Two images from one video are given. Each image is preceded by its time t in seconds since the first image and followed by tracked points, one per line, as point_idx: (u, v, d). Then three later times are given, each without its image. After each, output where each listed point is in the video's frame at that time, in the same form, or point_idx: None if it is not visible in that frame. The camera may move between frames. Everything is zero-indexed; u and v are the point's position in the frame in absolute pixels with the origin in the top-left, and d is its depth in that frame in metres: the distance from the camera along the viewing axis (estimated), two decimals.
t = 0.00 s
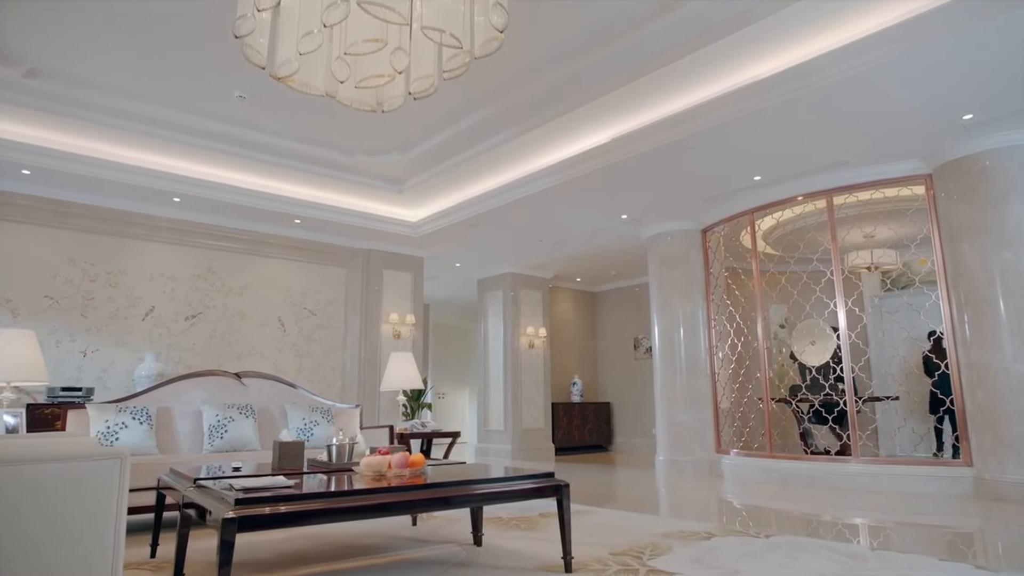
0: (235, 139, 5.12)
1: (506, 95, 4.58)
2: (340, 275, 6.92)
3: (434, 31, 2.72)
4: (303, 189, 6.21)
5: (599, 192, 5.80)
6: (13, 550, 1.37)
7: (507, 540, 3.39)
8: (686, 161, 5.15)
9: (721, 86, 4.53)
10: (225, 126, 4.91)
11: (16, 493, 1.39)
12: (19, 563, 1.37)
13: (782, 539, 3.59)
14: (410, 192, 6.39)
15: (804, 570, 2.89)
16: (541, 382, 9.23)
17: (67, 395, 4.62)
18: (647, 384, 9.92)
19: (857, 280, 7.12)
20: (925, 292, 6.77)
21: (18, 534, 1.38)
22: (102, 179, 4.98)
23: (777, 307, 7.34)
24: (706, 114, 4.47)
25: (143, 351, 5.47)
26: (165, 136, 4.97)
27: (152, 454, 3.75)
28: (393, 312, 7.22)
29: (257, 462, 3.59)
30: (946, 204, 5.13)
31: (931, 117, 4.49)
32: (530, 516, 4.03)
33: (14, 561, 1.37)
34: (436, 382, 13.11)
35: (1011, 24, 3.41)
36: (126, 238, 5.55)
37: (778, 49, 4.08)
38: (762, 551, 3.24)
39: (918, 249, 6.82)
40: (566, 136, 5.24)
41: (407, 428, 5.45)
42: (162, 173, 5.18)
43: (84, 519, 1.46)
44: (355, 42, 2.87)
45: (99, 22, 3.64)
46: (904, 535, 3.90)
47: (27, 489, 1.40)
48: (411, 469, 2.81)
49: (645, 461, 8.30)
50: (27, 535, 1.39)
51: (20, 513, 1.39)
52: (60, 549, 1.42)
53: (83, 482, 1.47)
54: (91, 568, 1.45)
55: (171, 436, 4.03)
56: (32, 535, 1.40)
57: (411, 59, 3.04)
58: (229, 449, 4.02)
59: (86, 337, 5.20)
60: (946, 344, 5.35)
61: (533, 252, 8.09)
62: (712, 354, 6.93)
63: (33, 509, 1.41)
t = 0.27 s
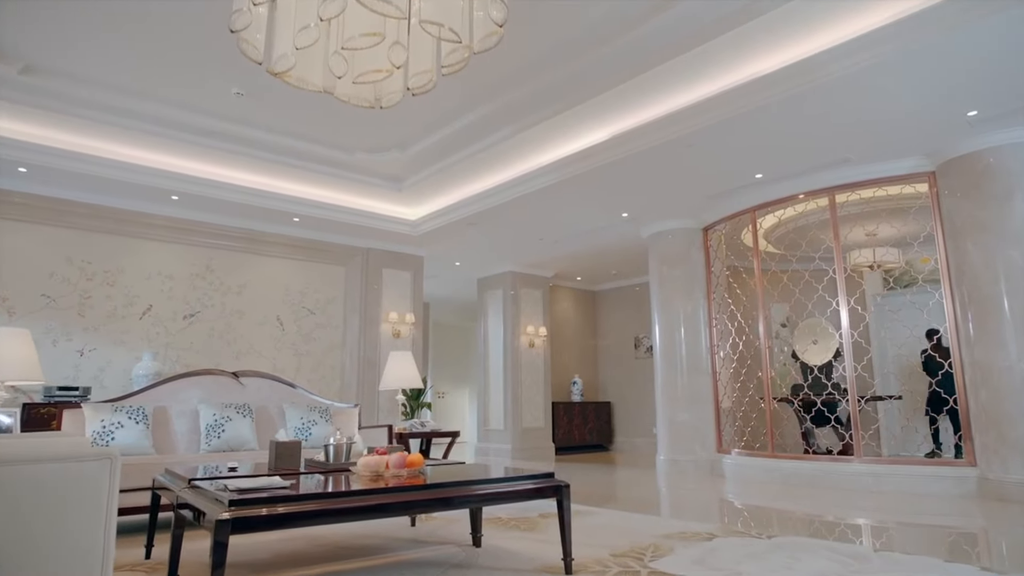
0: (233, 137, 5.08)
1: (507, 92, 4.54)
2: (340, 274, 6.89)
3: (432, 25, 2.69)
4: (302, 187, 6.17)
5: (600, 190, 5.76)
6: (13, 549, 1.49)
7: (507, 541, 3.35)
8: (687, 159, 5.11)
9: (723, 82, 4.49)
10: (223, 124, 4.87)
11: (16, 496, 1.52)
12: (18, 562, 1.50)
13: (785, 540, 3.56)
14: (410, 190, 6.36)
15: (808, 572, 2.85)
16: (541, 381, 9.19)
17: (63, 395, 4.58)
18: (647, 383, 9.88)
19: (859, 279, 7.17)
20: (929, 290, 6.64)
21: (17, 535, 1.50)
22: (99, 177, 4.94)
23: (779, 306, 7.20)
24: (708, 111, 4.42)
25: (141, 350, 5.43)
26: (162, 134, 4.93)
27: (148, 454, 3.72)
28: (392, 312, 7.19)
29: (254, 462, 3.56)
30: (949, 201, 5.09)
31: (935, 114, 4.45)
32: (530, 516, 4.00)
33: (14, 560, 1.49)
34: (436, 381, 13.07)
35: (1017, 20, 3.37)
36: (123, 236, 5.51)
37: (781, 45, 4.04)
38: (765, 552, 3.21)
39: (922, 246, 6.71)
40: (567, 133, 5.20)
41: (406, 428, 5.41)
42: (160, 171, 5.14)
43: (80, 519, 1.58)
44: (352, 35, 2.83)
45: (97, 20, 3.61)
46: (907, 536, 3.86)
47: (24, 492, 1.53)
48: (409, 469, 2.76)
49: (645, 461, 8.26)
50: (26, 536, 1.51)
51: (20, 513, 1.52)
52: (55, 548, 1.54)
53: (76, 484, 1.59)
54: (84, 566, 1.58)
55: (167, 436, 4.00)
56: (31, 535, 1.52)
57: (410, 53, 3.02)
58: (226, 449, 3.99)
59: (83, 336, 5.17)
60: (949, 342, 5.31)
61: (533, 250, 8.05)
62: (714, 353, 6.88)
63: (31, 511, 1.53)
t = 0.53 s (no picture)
0: (231, 134, 5.05)
1: (506, 89, 4.50)
2: (339, 272, 6.86)
3: (430, 19, 2.65)
4: (301, 185, 6.14)
5: (600, 188, 5.72)
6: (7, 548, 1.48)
7: (506, 542, 3.32)
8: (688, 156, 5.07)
9: (725, 79, 4.44)
10: (221, 122, 4.83)
11: (10, 495, 1.50)
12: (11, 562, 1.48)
13: (787, 541, 3.52)
14: (409, 188, 6.32)
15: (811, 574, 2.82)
16: (541, 380, 9.16)
17: (60, 394, 4.56)
18: (648, 382, 9.84)
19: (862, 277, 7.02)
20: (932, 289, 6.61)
21: (10, 534, 1.49)
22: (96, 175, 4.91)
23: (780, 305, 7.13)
24: (710, 108, 4.38)
25: (139, 349, 5.40)
26: (159, 132, 4.90)
27: (144, 454, 3.69)
28: (391, 311, 7.15)
29: (251, 462, 3.53)
30: (953, 199, 5.05)
31: (939, 111, 4.41)
32: (530, 517, 3.97)
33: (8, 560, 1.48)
34: (436, 380, 13.05)
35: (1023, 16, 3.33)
36: (121, 234, 5.48)
37: (784, 41, 3.99)
38: (767, 554, 3.18)
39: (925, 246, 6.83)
40: (567, 131, 5.16)
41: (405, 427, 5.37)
42: (157, 169, 5.11)
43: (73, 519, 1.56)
44: (349, 30, 2.79)
45: (94, 17, 3.58)
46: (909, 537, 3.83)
47: (17, 491, 1.51)
48: (407, 469, 2.74)
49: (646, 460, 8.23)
50: (20, 535, 1.50)
51: (14, 513, 1.50)
52: (49, 548, 1.52)
53: (69, 484, 1.57)
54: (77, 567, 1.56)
55: (163, 435, 3.97)
56: (25, 535, 1.50)
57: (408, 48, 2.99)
58: (223, 449, 3.96)
59: (80, 335, 5.14)
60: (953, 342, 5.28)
61: (533, 249, 8.01)
62: (715, 352, 6.84)
63: (24, 511, 1.51)
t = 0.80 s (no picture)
0: (230, 132, 5.02)
1: (506, 87, 4.47)
2: (338, 271, 6.84)
3: (430, 14, 2.63)
4: (300, 184, 6.11)
5: (600, 186, 5.69)
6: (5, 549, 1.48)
7: (506, 543, 3.29)
8: (689, 154, 5.04)
9: (727, 76, 4.41)
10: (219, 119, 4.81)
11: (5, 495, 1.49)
12: (9, 563, 1.48)
13: (789, 542, 3.49)
14: (409, 187, 6.29)
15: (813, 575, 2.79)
16: (542, 379, 9.13)
17: (58, 393, 4.54)
18: (649, 382, 9.81)
19: (863, 275, 6.92)
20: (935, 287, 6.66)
21: (7, 535, 1.48)
22: (94, 172, 4.88)
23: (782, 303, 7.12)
24: (710, 105, 4.35)
25: (137, 348, 5.38)
26: (157, 130, 4.87)
27: (141, 454, 3.66)
28: (391, 309, 7.13)
29: (249, 461, 3.50)
30: (956, 198, 5.02)
31: (942, 108, 4.38)
32: (530, 517, 3.94)
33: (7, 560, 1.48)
34: (436, 379, 13.03)
35: None
36: (118, 233, 5.45)
37: (785, 38, 3.96)
38: (769, 554, 3.15)
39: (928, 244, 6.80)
40: (567, 128, 5.13)
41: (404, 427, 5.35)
42: (155, 167, 5.08)
43: (70, 518, 1.56)
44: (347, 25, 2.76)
45: (92, 14, 3.56)
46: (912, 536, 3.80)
47: (13, 491, 1.50)
48: (405, 469, 2.71)
49: (647, 460, 8.21)
50: (17, 535, 1.50)
51: (11, 515, 1.50)
52: (47, 548, 1.52)
53: (62, 483, 1.56)
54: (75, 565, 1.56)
55: (160, 435, 3.94)
56: (24, 535, 1.50)
57: (405, 44, 2.97)
58: (221, 448, 3.94)
59: (78, 334, 5.12)
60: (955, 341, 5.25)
61: (533, 248, 7.98)
62: (716, 351, 6.81)
63: (19, 512, 1.50)
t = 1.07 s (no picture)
0: (229, 130, 4.99)
1: (507, 83, 4.43)
2: (338, 270, 6.81)
3: (429, 8, 2.60)
4: (299, 181, 6.08)
5: (602, 184, 5.66)
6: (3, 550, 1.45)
7: (507, 543, 3.26)
8: (691, 151, 5.00)
9: (730, 72, 4.37)
10: (218, 117, 4.77)
11: None
12: (8, 565, 1.45)
13: (794, 542, 3.46)
14: (410, 185, 6.27)
15: None
16: (543, 379, 9.11)
17: (57, 392, 4.52)
18: (651, 381, 9.78)
19: (867, 274, 7.01)
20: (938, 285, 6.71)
21: (5, 537, 1.46)
22: (92, 171, 4.86)
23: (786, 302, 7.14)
24: (713, 102, 4.31)
25: (136, 347, 5.35)
26: (156, 127, 4.84)
27: (139, 453, 3.64)
28: (392, 308, 7.10)
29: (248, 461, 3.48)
30: (961, 195, 4.98)
31: (947, 104, 4.33)
32: (531, 518, 3.92)
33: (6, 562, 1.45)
34: (437, 378, 13.01)
35: None
36: (118, 231, 5.42)
37: (789, 34, 3.92)
38: (773, 555, 3.12)
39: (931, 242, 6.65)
40: (568, 126, 5.10)
41: (405, 426, 5.32)
42: (154, 165, 5.05)
43: (66, 516, 1.54)
44: (346, 20, 2.73)
45: (89, 12, 3.53)
46: (917, 537, 3.77)
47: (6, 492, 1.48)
48: (404, 469, 2.68)
49: (648, 459, 8.17)
50: (13, 537, 1.47)
51: (7, 516, 1.47)
52: (46, 548, 1.50)
53: (55, 482, 1.54)
54: (75, 563, 1.54)
55: (159, 434, 3.92)
56: (24, 535, 1.48)
57: (405, 38, 2.94)
58: (220, 448, 3.92)
59: (77, 333, 5.10)
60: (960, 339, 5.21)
61: (534, 246, 7.95)
62: (718, 350, 6.77)
63: (13, 513, 1.48)
